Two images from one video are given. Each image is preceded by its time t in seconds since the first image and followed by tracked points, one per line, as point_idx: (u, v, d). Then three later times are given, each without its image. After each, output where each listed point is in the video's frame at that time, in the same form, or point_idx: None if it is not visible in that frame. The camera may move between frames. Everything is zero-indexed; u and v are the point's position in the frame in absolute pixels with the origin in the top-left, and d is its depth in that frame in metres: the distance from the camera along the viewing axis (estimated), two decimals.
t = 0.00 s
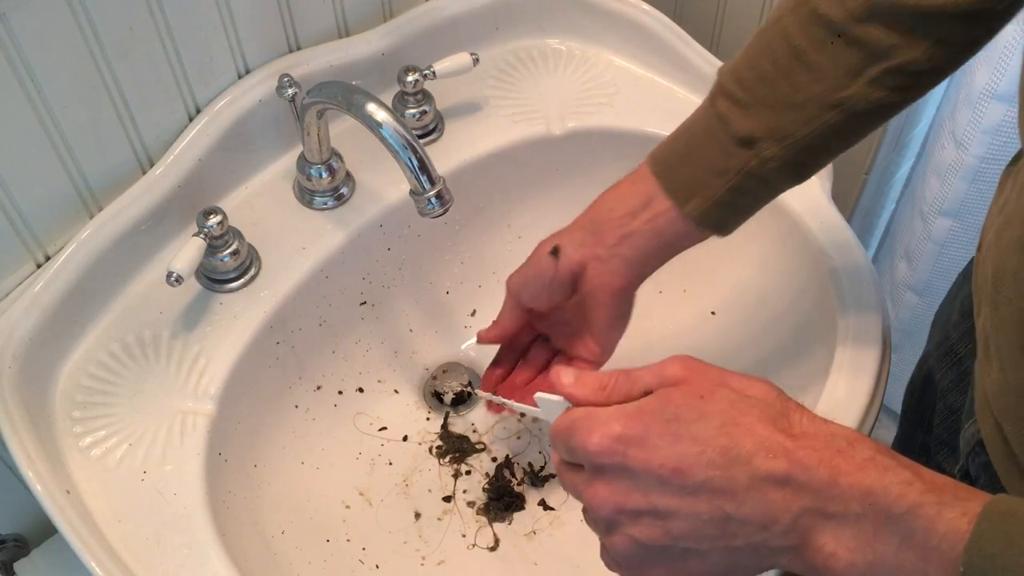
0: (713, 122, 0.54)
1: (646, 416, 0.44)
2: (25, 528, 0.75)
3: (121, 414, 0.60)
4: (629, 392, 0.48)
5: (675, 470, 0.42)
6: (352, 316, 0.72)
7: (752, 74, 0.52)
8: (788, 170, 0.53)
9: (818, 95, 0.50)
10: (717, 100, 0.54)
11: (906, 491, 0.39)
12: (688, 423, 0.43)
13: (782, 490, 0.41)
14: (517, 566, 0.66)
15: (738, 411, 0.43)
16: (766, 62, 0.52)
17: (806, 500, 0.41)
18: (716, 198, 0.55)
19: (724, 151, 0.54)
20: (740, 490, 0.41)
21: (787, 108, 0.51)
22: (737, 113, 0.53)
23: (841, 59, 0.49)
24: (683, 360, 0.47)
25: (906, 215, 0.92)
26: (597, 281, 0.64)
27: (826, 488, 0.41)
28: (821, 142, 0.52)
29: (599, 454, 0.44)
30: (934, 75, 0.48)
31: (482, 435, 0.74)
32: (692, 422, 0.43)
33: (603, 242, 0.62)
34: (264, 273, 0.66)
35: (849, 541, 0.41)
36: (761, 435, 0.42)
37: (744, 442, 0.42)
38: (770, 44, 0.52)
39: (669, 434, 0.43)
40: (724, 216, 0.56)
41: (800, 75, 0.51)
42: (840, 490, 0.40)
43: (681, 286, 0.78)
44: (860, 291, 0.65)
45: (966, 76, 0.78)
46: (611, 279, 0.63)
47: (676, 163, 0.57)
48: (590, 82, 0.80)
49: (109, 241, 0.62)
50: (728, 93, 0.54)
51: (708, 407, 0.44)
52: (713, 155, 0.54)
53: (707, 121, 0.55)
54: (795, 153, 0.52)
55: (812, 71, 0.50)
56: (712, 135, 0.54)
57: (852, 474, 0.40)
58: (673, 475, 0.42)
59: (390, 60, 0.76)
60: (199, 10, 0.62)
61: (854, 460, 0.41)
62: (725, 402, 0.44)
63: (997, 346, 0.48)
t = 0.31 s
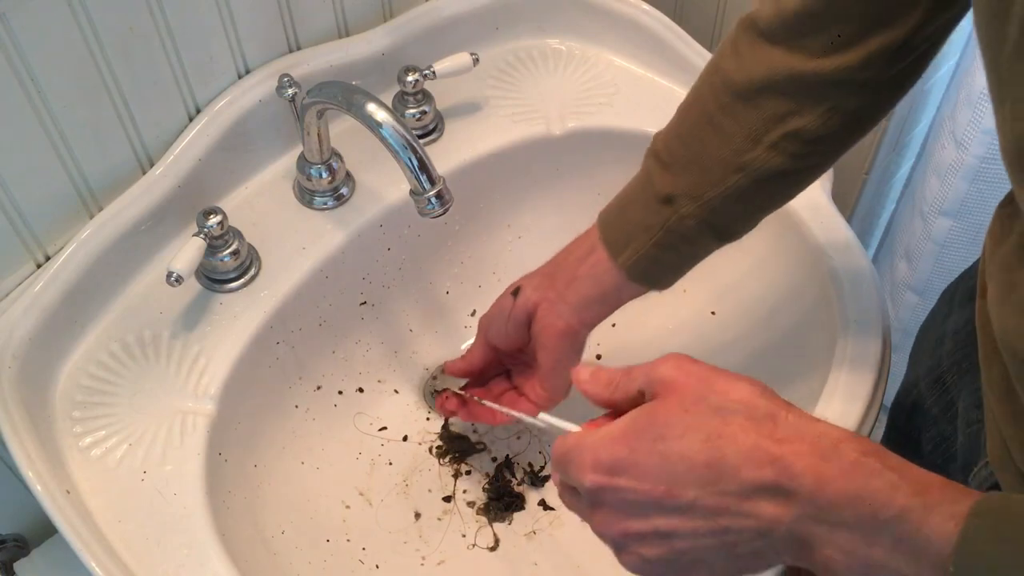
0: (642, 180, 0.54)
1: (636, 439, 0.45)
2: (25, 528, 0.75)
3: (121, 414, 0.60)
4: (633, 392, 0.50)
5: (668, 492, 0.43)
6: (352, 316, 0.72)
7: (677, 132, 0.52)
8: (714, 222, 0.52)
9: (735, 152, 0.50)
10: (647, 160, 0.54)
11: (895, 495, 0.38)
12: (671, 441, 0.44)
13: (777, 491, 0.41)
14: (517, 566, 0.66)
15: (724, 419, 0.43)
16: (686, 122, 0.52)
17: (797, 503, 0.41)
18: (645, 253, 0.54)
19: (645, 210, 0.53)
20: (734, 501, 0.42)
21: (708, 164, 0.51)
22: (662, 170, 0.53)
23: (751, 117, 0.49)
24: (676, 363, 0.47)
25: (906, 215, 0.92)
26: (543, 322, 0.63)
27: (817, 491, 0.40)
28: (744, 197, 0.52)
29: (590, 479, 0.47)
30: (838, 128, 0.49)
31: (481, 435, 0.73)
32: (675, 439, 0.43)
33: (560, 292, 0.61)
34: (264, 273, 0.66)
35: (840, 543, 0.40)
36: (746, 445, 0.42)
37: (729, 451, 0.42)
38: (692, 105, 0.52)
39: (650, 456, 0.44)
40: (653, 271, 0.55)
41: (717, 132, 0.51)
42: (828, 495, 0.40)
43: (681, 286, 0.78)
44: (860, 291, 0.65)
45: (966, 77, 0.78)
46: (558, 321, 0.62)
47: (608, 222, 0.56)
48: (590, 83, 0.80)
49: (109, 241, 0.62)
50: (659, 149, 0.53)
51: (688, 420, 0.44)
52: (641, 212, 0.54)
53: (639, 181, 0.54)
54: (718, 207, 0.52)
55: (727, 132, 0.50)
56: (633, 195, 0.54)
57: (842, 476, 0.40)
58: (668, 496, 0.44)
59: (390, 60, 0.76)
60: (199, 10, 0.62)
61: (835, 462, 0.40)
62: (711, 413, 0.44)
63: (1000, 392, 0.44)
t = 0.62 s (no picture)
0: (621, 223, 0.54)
1: (528, 528, 0.41)
2: (25, 528, 0.75)
3: (121, 414, 0.60)
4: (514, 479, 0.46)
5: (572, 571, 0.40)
6: (352, 316, 0.72)
7: (658, 177, 0.53)
8: (685, 267, 0.52)
9: (705, 194, 0.50)
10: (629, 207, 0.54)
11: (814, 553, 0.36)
12: (562, 527, 0.40)
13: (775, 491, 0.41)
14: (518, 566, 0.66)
15: (607, 489, 0.40)
16: (667, 168, 0.53)
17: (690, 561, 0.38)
18: (614, 296, 0.53)
19: (616, 254, 0.53)
20: (633, 566, 0.39)
21: (681, 205, 0.51)
22: (638, 212, 0.53)
23: (719, 163, 0.50)
24: (550, 447, 0.44)
25: (907, 215, 0.92)
26: (527, 354, 0.62)
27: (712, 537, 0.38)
28: (712, 243, 0.51)
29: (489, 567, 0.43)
30: (802, 179, 0.49)
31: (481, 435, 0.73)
32: (567, 522, 0.40)
33: (543, 332, 0.61)
34: (264, 273, 0.66)
35: None
36: (634, 514, 0.39)
37: (621, 525, 0.39)
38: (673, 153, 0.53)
39: (546, 540, 0.41)
40: (622, 316, 0.54)
41: (690, 175, 0.51)
42: (717, 548, 0.38)
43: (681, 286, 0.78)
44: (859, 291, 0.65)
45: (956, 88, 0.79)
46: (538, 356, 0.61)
47: (587, 270, 0.56)
48: (590, 82, 0.80)
49: (109, 241, 0.62)
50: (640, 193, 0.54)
51: (571, 504, 0.40)
52: (614, 253, 0.53)
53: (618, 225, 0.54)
54: (686, 252, 0.51)
55: (696, 176, 0.51)
56: (608, 241, 0.54)
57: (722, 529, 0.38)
58: None
59: (390, 60, 0.76)
60: (199, 10, 0.62)
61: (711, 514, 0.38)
62: (593, 488, 0.40)
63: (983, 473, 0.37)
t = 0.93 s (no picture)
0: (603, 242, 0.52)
1: (468, 462, 0.42)
2: (25, 528, 0.75)
3: (121, 414, 0.60)
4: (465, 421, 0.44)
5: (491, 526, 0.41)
6: (352, 316, 0.72)
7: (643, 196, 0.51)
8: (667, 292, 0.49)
9: (692, 216, 0.48)
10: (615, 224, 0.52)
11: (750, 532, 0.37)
12: (497, 472, 0.40)
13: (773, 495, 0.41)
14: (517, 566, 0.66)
15: (547, 445, 0.40)
16: (651, 192, 0.50)
17: (619, 530, 0.39)
18: (594, 317, 0.50)
19: (597, 273, 0.50)
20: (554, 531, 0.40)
21: (666, 226, 0.49)
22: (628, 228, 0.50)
23: (708, 183, 0.48)
24: (506, 393, 0.44)
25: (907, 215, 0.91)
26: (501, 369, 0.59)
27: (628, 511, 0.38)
28: (698, 269, 0.49)
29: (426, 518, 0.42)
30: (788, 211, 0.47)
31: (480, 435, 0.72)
32: (499, 470, 0.40)
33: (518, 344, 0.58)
34: (264, 273, 0.66)
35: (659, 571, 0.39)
36: (567, 469, 0.39)
37: (553, 481, 0.39)
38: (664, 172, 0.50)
39: (484, 480, 0.41)
40: (597, 340, 0.51)
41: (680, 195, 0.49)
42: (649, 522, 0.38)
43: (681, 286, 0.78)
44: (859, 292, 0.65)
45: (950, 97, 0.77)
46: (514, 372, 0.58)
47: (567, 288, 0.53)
48: (590, 83, 0.80)
49: (109, 241, 0.62)
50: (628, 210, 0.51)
51: (510, 448, 0.40)
52: (595, 272, 0.51)
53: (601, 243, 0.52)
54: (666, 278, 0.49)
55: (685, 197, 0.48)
56: (589, 262, 0.52)
57: (653, 503, 0.38)
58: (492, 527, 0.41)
59: (390, 60, 0.76)
60: (199, 11, 0.62)
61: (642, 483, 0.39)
62: (534, 442, 0.40)
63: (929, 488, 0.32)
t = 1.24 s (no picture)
0: (651, 214, 0.51)
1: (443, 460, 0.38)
2: (25, 528, 0.75)
3: (121, 414, 0.60)
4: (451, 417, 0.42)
5: (475, 527, 0.36)
6: (352, 316, 0.72)
7: (699, 170, 0.50)
8: (710, 274, 0.49)
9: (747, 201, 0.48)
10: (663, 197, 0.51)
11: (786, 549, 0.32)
12: (483, 461, 0.36)
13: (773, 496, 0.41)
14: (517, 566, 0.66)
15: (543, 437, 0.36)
16: (706, 167, 0.50)
17: (622, 531, 0.33)
18: (632, 296, 0.50)
19: (643, 247, 0.50)
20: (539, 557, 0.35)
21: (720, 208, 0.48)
22: (681, 205, 0.50)
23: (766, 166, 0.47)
24: (491, 385, 0.41)
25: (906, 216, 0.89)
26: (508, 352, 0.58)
27: (616, 507, 0.33)
28: (743, 255, 0.48)
29: (404, 517, 0.38)
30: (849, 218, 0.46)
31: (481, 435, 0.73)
32: (490, 461, 0.36)
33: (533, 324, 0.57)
34: (264, 273, 0.66)
35: None
36: (561, 461, 0.35)
37: (544, 474, 0.35)
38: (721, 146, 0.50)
39: (467, 472, 0.37)
40: (633, 320, 0.51)
41: (739, 176, 0.48)
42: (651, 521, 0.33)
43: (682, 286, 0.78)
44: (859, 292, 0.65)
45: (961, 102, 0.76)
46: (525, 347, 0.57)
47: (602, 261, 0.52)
48: (590, 83, 0.80)
49: (109, 241, 0.62)
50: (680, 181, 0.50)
51: (496, 438, 0.37)
52: (639, 247, 0.50)
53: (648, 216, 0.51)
54: (709, 261, 0.48)
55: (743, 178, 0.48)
56: (637, 232, 0.51)
57: (662, 502, 0.33)
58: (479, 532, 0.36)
59: (389, 60, 0.76)
60: (199, 11, 0.62)
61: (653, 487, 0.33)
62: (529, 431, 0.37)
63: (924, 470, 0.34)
